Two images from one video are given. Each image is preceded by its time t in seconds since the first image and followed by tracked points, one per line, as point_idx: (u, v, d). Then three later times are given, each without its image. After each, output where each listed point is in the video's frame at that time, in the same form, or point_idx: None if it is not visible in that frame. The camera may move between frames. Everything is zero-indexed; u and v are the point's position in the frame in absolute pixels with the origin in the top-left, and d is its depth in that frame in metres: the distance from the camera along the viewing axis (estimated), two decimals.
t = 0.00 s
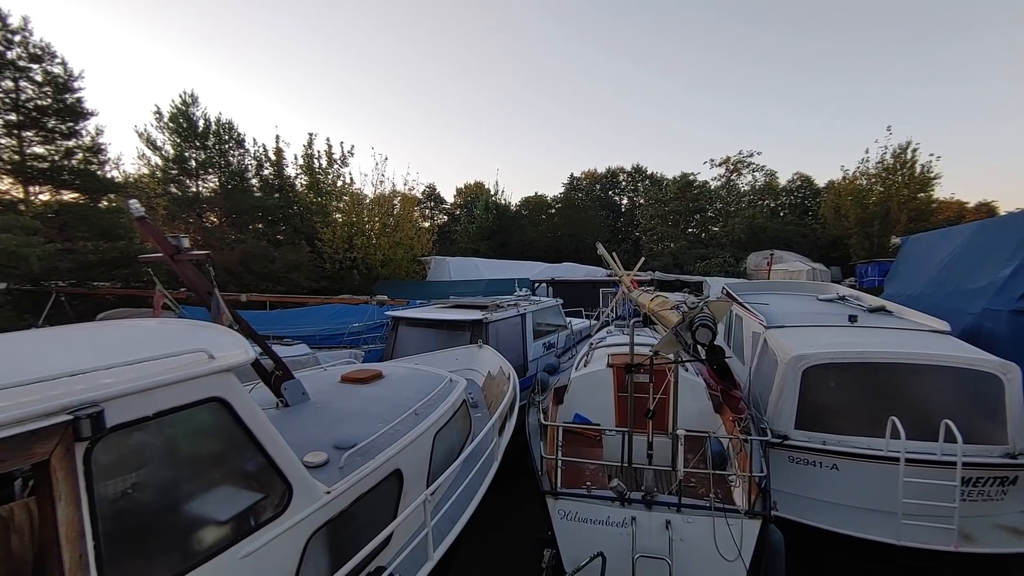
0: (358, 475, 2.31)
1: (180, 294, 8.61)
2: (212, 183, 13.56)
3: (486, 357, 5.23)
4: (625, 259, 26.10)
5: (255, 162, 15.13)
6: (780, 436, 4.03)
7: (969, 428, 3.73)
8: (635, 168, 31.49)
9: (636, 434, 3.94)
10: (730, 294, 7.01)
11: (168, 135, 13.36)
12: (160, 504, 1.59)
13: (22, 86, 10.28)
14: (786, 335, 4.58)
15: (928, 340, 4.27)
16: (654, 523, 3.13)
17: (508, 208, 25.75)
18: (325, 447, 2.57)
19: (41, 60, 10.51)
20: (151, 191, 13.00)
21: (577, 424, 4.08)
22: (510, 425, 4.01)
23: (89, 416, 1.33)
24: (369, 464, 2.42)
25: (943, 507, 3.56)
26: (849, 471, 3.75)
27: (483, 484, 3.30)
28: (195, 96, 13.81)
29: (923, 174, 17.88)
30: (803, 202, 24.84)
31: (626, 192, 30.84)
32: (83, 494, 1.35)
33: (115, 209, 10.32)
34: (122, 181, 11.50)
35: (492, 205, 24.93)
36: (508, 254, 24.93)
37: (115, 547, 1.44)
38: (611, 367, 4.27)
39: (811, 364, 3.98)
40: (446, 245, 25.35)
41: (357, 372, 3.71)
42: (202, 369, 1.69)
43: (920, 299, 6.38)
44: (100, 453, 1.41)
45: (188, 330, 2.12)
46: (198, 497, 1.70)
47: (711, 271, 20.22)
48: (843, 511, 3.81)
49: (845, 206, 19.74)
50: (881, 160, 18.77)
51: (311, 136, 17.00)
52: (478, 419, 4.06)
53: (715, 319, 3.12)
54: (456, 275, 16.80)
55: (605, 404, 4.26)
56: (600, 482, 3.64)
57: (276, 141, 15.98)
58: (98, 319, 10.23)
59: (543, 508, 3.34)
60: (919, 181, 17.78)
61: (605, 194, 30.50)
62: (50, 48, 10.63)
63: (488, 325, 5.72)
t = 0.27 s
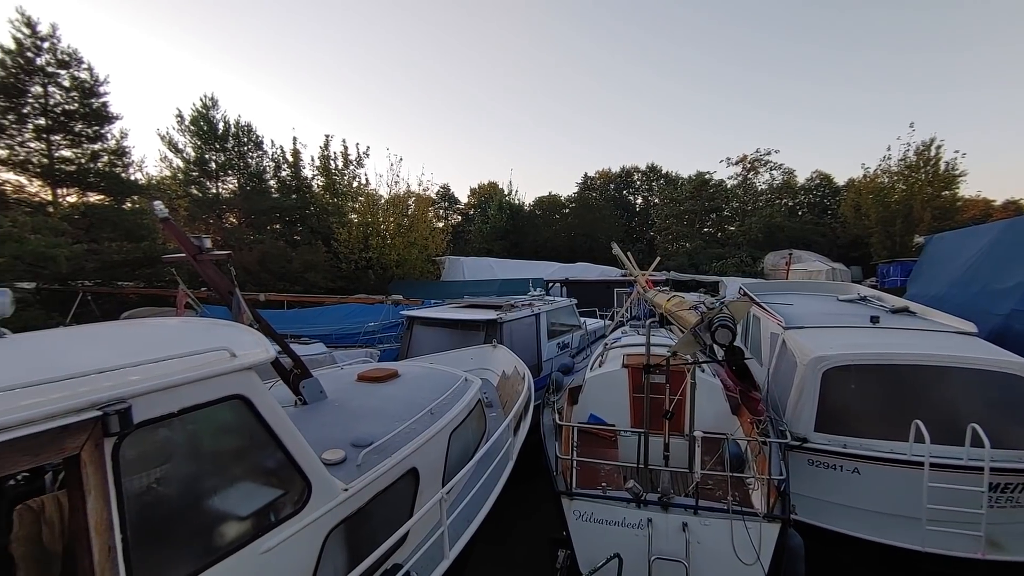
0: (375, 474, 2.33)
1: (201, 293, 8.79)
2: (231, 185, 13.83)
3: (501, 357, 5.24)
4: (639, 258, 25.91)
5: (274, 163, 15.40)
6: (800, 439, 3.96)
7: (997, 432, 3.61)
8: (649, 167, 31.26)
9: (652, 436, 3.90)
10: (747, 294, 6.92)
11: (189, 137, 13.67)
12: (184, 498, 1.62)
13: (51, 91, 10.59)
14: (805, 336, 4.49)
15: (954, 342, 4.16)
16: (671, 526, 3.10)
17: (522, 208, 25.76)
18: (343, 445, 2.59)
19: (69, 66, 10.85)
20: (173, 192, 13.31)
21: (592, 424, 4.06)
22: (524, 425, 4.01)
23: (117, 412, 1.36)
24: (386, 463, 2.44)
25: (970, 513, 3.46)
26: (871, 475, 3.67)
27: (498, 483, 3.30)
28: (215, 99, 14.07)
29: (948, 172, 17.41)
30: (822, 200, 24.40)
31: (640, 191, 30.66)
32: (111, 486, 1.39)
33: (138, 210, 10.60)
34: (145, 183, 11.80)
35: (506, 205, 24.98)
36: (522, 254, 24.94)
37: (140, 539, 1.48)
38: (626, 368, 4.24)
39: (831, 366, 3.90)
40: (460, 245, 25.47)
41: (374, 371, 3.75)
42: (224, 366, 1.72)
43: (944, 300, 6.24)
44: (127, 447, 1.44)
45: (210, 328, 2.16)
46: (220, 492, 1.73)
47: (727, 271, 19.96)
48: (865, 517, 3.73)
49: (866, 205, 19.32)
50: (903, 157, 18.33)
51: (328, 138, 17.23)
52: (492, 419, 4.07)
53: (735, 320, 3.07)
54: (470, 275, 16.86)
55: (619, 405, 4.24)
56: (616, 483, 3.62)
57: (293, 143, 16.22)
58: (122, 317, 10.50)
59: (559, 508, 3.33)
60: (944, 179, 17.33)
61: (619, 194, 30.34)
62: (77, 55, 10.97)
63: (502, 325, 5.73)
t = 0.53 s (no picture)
0: (390, 473, 2.35)
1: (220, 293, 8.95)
2: (249, 186, 14.07)
3: (514, 357, 5.24)
4: (653, 258, 25.72)
5: (290, 165, 15.62)
6: (818, 442, 3.89)
7: None
8: (664, 167, 31.00)
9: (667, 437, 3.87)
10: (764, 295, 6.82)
11: (209, 140, 13.94)
12: (205, 493, 1.65)
13: (77, 96, 10.88)
14: (823, 338, 4.41)
15: (979, 344, 4.05)
16: (686, 528, 3.07)
17: (535, 208, 25.74)
18: (359, 443, 2.62)
19: (94, 71, 11.15)
20: (193, 194, 13.58)
21: (606, 425, 4.04)
22: (538, 426, 4.01)
23: (142, 408, 1.40)
24: (401, 461, 2.45)
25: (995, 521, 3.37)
26: (892, 480, 3.59)
27: (511, 483, 3.30)
28: (233, 102, 14.33)
29: (972, 169, 16.95)
30: (841, 199, 23.94)
31: (654, 190, 30.43)
32: (135, 481, 1.42)
33: (159, 211, 10.84)
34: (166, 185, 12.05)
35: (519, 205, 24.99)
36: (535, 254, 24.92)
37: (163, 533, 1.51)
38: (640, 369, 4.21)
39: (851, 369, 3.82)
40: (473, 245, 25.54)
41: (388, 370, 3.78)
42: (244, 365, 1.75)
43: (969, 303, 6.10)
44: (150, 443, 1.47)
45: (230, 327, 2.20)
46: (239, 489, 1.76)
47: (743, 272, 19.69)
48: (885, 522, 3.65)
49: (886, 204, 18.90)
50: (926, 154, 17.89)
51: (343, 140, 17.43)
52: (506, 419, 4.07)
53: (753, 321, 3.03)
54: (483, 275, 16.90)
55: (634, 406, 4.21)
56: (630, 484, 3.59)
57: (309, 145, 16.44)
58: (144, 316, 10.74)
59: (572, 509, 3.32)
60: (968, 177, 16.88)
61: (633, 193, 30.15)
62: (101, 60, 11.25)
63: (515, 325, 5.73)
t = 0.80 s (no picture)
0: (406, 471, 2.36)
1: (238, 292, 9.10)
2: (266, 187, 14.29)
3: (528, 357, 5.24)
4: (667, 258, 25.50)
5: (306, 166, 15.82)
6: (837, 445, 3.82)
7: None
8: (678, 166, 30.73)
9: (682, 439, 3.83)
10: (781, 295, 6.72)
11: (227, 142, 14.19)
12: (226, 489, 1.68)
13: (101, 100, 11.16)
14: (843, 339, 4.33)
15: (1006, 346, 3.93)
16: (702, 531, 3.04)
17: (548, 208, 25.70)
18: (375, 442, 2.64)
19: (117, 75, 11.43)
20: (213, 195, 13.86)
21: (620, 426, 4.01)
22: (551, 426, 4.00)
23: (166, 405, 1.43)
24: (416, 460, 2.47)
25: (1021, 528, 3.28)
26: (914, 485, 3.51)
27: (525, 484, 3.30)
28: (251, 105, 14.56)
29: (998, 166, 16.48)
30: (861, 198, 23.46)
31: (668, 190, 30.17)
32: (159, 476, 1.45)
33: (179, 212, 11.08)
34: (186, 187, 12.30)
35: (532, 205, 24.96)
36: (548, 254, 24.88)
37: (186, 528, 1.54)
38: (655, 370, 4.18)
39: (871, 371, 3.74)
40: (486, 245, 25.60)
41: (403, 370, 3.80)
42: (264, 363, 1.78)
43: (998, 304, 5.94)
44: (173, 440, 1.51)
45: (249, 326, 2.24)
46: (259, 485, 1.79)
47: (760, 272, 19.40)
48: (907, 528, 3.57)
49: (908, 202, 18.48)
50: (950, 151, 17.48)
51: (358, 141, 17.61)
52: (520, 419, 4.07)
53: (772, 322, 2.98)
54: (496, 275, 16.92)
55: (648, 407, 4.18)
56: (644, 486, 3.57)
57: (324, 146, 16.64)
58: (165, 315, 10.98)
59: (586, 509, 3.31)
60: (994, 174, 16.42)
61: (647, 193, 29.94)
62: (124, 65, 11.53)
63: (529, 325, 5.73)
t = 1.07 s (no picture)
0: (420, 469, 2.38)
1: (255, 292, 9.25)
2: (283, 188, 14.51)
3: (541, 357, 5.23)
4: (682, 258, 25.25)
5: (322, 167, 16.02)
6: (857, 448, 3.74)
7: None
8: (693, 165, 30.45)
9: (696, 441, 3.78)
10: (798, 295, 6.61)
11: (245, 144, 14.44)
12: (245, 485, 1.71)
13: (124, 104, 11.43)
14: (863, 340, 4.24)
15: None
16: (718, 533, 3.01)
17: (561, 208, 25.64)
18: (390, 440, 2.67)
19: (139, 80, 11.70)
20: (231, 196, 14.11)
21: (634, 427, 3.98)
22: (565, 426, 3.99)
23: (188, 402, 1.47)
24: (430, 458, 2.48)
25: None
26: (937, 490, 3.43)
27: (539, 483, 3.30)
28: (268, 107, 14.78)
29: None
30: (881, 196, 22.96)
31: (683, 189, 29.89)
32: (182, 470, 1.48)
33: (199, 213, 11.32)
34: (206, 188, 12.54)
35: (545, 205, 24.91)
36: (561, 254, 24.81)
37: (207, 522, 1.57)
38: (670, 370, 4.14)
39: (893, 373, 3.64)
40: (499, 245, 25.63)
41: (418, 369, 3.83)
42: (281, 361, 1.81)
43: None
44: (195, 436, 1.54)
45: (267, 324, 2.27)
46: (278, 481, 1.82)
47: (776, 271, 19.11)
48: (929, 533, 3.49)
49: (931, 200, 18.04)
50: (975, 148, 17.04)
51: (372, 142, 17.77)
52: (533, 418, 4.07)
53: (792, 322, 2.94)
54: (509, 275, 16.94)
55: (663, 407, 4.14)
56: (659, 487, 3.54)
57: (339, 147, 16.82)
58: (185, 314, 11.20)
59: (600, 510, 3.30)
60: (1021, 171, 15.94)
61: (661, 192, 29.72)
62: (147, 69, 11.80)
63: (542, 325, 5.72)
